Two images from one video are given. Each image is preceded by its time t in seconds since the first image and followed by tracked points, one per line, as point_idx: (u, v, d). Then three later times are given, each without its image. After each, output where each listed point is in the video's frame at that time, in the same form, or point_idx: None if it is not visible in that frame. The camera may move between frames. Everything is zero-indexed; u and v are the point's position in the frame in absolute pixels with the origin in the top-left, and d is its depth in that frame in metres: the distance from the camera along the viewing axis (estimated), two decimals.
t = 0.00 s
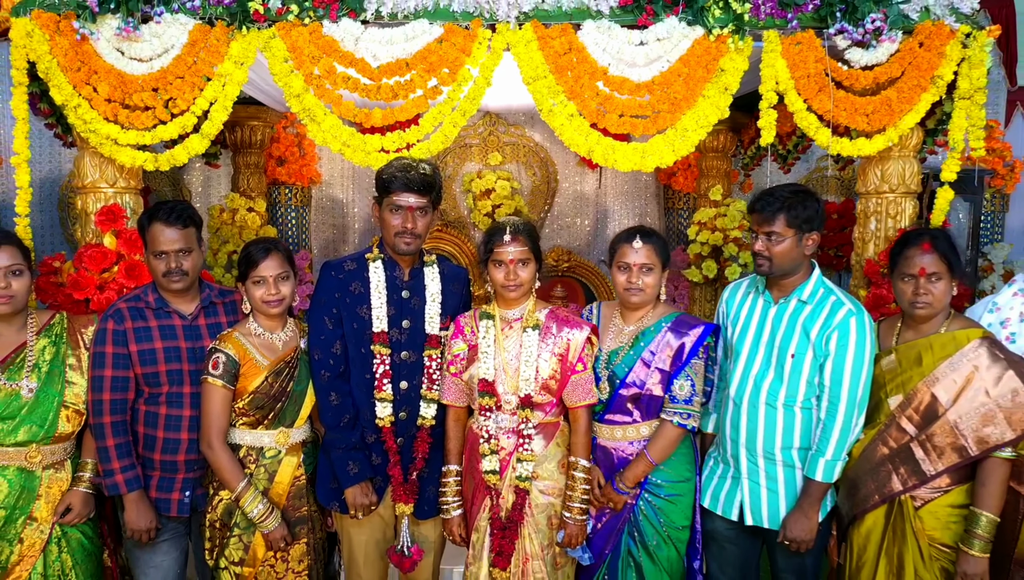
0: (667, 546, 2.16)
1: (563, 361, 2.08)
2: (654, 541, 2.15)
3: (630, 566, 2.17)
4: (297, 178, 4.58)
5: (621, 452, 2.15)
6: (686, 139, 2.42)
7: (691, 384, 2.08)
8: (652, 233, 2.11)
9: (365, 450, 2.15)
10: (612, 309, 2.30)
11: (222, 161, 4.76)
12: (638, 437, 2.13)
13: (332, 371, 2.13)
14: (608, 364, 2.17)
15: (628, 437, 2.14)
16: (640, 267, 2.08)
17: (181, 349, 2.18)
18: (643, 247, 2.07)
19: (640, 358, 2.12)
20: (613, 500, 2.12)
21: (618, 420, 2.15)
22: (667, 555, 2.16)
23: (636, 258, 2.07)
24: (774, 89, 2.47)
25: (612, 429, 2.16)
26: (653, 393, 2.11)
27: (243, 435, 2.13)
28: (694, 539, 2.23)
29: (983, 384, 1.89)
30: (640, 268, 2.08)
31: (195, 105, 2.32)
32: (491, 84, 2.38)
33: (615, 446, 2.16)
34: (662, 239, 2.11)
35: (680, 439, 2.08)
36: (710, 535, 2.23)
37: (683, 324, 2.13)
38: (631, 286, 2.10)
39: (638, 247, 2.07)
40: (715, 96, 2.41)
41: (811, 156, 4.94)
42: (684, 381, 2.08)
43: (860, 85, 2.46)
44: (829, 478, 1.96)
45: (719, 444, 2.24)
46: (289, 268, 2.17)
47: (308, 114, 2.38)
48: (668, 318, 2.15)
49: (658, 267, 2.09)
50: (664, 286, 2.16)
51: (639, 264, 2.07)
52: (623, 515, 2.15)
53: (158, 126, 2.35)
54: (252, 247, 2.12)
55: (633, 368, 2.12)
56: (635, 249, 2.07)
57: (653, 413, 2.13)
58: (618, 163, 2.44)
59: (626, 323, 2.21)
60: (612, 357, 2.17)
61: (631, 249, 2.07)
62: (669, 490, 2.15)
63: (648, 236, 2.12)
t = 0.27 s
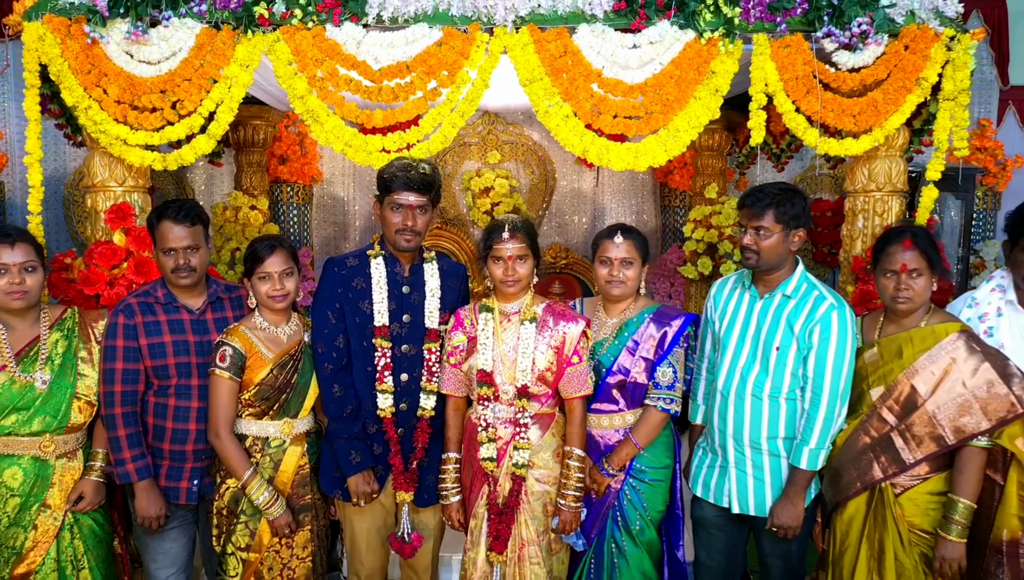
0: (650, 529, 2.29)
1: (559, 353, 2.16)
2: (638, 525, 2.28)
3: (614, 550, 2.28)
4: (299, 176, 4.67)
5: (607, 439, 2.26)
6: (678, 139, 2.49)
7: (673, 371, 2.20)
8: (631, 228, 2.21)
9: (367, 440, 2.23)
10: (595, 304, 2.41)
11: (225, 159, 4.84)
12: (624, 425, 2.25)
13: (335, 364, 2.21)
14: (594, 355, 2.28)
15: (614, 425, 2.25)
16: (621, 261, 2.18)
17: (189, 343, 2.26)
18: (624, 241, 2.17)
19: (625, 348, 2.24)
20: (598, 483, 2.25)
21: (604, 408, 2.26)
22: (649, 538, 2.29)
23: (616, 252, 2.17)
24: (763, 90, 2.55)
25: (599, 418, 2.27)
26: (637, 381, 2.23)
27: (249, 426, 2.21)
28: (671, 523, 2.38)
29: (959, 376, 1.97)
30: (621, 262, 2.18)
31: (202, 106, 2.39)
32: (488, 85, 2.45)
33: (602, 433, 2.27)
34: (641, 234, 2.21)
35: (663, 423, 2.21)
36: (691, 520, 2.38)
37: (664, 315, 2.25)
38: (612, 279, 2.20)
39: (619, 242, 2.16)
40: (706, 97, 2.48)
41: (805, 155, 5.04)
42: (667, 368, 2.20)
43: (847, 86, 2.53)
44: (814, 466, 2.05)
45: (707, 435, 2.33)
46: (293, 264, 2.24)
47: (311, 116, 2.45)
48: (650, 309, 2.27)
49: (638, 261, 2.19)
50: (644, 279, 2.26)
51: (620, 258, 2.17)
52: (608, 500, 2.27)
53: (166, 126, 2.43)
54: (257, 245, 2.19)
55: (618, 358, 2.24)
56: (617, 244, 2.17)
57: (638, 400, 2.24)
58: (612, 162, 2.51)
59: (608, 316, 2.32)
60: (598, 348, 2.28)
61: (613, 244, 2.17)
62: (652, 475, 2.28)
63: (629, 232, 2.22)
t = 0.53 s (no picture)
0: (642, 509, 2.43)
1: (552, 344, 2.27)
2: (630, 506, 2.41)
3: (608, 529, 2.42)
4: (302, 175, 4.78)
5: (600, 426, 2.37)
6: (669, 140, 2.59)
7: (667, 360, 2.33)
8: (619, 224, 2.32)
9: (370, 428, 2.33)
10: (583, 297, 2.53)
11: (229, 158, 4.95)
12: (616, 411, 2.36)
13: (340, 356, 2.32)
14: (587, 345, 2.39)
15: (606, 412, 2.36)
16: (608, 254, 2.30)
17: (201, 335, 2.37)
18: (611, 235, 2.28)
19: (618, 338, 2.35)
20: (594, 468, 2.34)
21: (596, 396, 2.37)
22: (641, 517, 2.43)
23: (604, 245, 2.28)
24: (750, 93, 2.65)
25: (591, 405, 2.38)
26: (629, 368, 2.35)
27: (258, 414, 2.32)
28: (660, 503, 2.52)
29: (930, 368, 2.10)
30: (609, 255, 2.30)
31: (213, 108, 2.50)
32: (486, 89, 2.55)
33: (594, 420, 2.38)
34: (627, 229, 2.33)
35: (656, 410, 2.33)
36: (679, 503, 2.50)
37: (654, 307, 2.37)
38: (600, 271, 2.32)
39: (606, 236, 2.27)
40: (695, 100, 2.58)
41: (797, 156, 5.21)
42: (661, 357, 2.32)
43: (831, 89, 2.63)
44: (801, 448, 2.18)
45: (693, 425, 2.44)
46: (299, 260, 2.35)
47: (316, 118, 2.55)
48: (640, 302, 2.38)
49: (624, 254, 2.31)
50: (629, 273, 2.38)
51: (608, 251, 2.29)
52: (601, 484, 2.40)
53: (177, 128, 2.53)
54: (265, 242, 2.29)
55: (611, 347, 2.35)
56: (604, 237, 2.28)
57: (630, 387, 2.36)
58: (605, 163, 2.61)
59: (598, 307, 2.43)
60: (590, 338, 2.39)
61: (600, 238, 2.28)
62: (642, 458, 2.41)
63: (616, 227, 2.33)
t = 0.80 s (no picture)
0: (639, 495, 2.53)
1: (547, 335, 2.36)
2: (628, 493, 2.51)
3: (606, 515, 2.52)
4: (305, 173, 4.87)
5: (597, 416, 2.46)
6: (662, 141, 2.68)
7: (660, 352, 2.42)
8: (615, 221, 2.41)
9: (374, 418, 2.43)
10: (580, 291, 2.61)
11: (234, 157, 5.06)
12: (612, 402, 2.45)
13: (345, 349, 2.41)
14: (583, 338, 2.48)
15: (603, 403, 2.46)
16: (605, 250, 2.38)
17: (212, 329, 2.47)
18: (608, 232, 2.37)
19: (613, 331, 2.44)
20: (589, 457, 2.44)
21: (593, 387, 2.46)
22: (639, 504, 2.53)
23: (602, 241, 2.37)
24: (741, 96, 2.76)
25: (588, 396, 2.47)
26: (624, 361, 2.43)
27: (267, 405, 2.42)
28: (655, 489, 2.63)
29: (910, 359, 2.22)
30: (605, 251, 2.38)
31: (222, 110, 2.59)
32: (486, 91, 2.64)
33: (591, 410, 2.47)
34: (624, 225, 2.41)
35: (650, 401, 2.43)
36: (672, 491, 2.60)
37: (648, 302, 2.46)
38: (596, 266, 2.41)
39: (603, 233, 2.36)
40: (688, 102, 2.68)
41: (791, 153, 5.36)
42: (655, 349, 2.42)
43: (819, 92, 2.72)
44: (792, 434, 2.29)
45: (684, 416, 2.53)
46: (306, 257, 2.44)
47: (322, 119, 2.64)
48: (635, 296, 2.47)
49: (620, 251, 2.40)
50: (626, 268, 2.47)
51: (605, 247, 2.37)
52: (599, 472, 2.49)
53: (188, 130, 2.62)
54: (273, 239, 2.38)
55: (607, 340, 2.44)
56: (602, 234, 2.37)
57: (625, 378, 2.45)
58: (601, 162, 2.71)
59: (594, 301, 2.52)
60: (587, 332, 2.48)
61: (598, 234, 2.37)
62: (638, 447, 2.50)
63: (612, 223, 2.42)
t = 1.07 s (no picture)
0: (636, 485, 2.61)
1: (547, 330, 2.46)
2: (624, 482, 2.60)
3: (604, 503, 2.62)
4: (309, 171, 4.97)
5: (595, 408, 2.56)
6: (658, 141, 2.78)
7: (656, 346, 2.50)
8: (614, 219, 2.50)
9: (381, 409, 2.53)
10: (581, 287, 2.71)
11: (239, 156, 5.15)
12: (610, 394, 2.55)
13: (352, 342, 2.51)
14: (582, 332, 2.57)
15: (600, 395, 2.55)
16: (603, 247, 2.48)
17: (224, 324, 2.57)
18: (606, 230, 2.46)
19: (611, 326, 2.53)
20: (586, 446, 2.55)
21: (592, 379, 2.55)
22: (635, 493, 2.62)
23: (600, 239, 2.47)
24: (735, 98, 2.84)
25: (586, 388, 2.56)
26: (622, 355, 2.52)
27: (278, 395, 2.53)
28: (653, 479, 2.71)
29: (895, 350, 2.32)
30: (603, 248, 2.48)
31: (232, 112, 2.68)
32: (488, 93, 2.73)
33: (590, 402, 2.56)
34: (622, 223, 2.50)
35: (646, 394, 2.52)
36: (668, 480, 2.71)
37: (645, 297, 2.54)
38: (595, 263, 2.50)
39: (602, 231, 2.46)
40: (683, 104, 2.77)
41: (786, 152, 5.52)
42: (651, 344, 2.49)
43: (810, 94, 2.81)
44: (782, 422, 2.40)
45: (678, 407, 2.63)
46: (315, 253, 2.53)
47: (330, 121, 2.73)
48: (632, 293, 2.56)
49: (619, 248, 2.49)
50: (624, 265, 2.57)
51: (603, 244, 2.47)
52: (596, 462, 2.59)
53: (199, 131, 2.71)
54: (283, 236, 2.47)
55: (605, 335, 2.53)
56: (600, 232, 2.46)
57: (622, 371, 2.54)
58: (599, 163, 2.80)
59: (594, 296, 2.62)
60: (586, 326, 2.57)
61: (597, 231, 2.46)
62: (634, 438, 2.60)
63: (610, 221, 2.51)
